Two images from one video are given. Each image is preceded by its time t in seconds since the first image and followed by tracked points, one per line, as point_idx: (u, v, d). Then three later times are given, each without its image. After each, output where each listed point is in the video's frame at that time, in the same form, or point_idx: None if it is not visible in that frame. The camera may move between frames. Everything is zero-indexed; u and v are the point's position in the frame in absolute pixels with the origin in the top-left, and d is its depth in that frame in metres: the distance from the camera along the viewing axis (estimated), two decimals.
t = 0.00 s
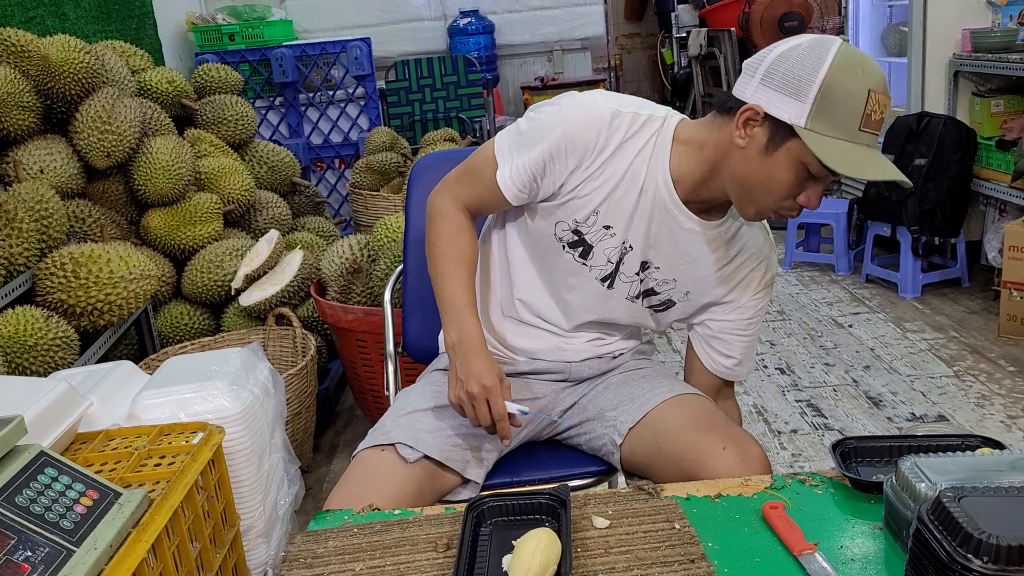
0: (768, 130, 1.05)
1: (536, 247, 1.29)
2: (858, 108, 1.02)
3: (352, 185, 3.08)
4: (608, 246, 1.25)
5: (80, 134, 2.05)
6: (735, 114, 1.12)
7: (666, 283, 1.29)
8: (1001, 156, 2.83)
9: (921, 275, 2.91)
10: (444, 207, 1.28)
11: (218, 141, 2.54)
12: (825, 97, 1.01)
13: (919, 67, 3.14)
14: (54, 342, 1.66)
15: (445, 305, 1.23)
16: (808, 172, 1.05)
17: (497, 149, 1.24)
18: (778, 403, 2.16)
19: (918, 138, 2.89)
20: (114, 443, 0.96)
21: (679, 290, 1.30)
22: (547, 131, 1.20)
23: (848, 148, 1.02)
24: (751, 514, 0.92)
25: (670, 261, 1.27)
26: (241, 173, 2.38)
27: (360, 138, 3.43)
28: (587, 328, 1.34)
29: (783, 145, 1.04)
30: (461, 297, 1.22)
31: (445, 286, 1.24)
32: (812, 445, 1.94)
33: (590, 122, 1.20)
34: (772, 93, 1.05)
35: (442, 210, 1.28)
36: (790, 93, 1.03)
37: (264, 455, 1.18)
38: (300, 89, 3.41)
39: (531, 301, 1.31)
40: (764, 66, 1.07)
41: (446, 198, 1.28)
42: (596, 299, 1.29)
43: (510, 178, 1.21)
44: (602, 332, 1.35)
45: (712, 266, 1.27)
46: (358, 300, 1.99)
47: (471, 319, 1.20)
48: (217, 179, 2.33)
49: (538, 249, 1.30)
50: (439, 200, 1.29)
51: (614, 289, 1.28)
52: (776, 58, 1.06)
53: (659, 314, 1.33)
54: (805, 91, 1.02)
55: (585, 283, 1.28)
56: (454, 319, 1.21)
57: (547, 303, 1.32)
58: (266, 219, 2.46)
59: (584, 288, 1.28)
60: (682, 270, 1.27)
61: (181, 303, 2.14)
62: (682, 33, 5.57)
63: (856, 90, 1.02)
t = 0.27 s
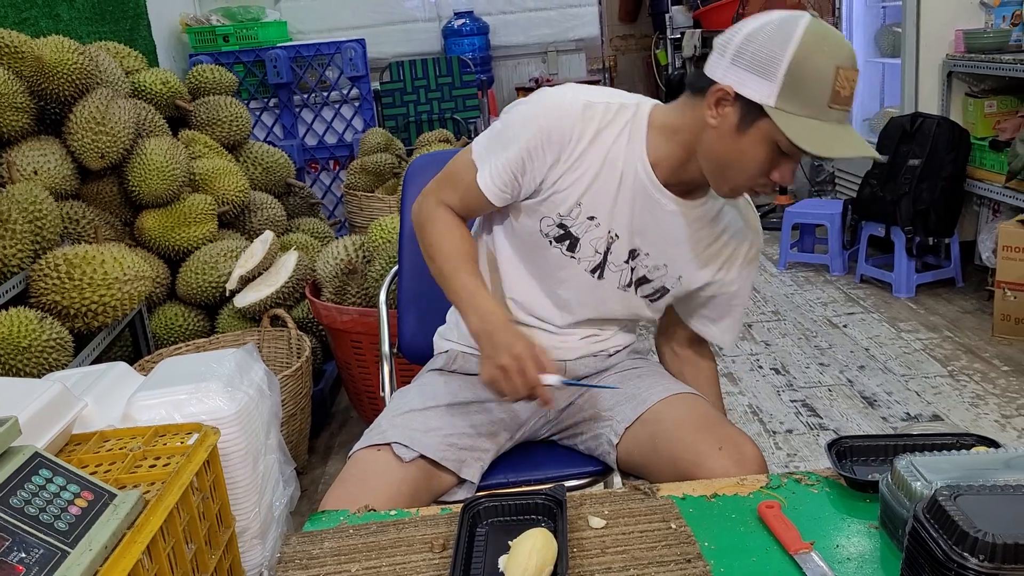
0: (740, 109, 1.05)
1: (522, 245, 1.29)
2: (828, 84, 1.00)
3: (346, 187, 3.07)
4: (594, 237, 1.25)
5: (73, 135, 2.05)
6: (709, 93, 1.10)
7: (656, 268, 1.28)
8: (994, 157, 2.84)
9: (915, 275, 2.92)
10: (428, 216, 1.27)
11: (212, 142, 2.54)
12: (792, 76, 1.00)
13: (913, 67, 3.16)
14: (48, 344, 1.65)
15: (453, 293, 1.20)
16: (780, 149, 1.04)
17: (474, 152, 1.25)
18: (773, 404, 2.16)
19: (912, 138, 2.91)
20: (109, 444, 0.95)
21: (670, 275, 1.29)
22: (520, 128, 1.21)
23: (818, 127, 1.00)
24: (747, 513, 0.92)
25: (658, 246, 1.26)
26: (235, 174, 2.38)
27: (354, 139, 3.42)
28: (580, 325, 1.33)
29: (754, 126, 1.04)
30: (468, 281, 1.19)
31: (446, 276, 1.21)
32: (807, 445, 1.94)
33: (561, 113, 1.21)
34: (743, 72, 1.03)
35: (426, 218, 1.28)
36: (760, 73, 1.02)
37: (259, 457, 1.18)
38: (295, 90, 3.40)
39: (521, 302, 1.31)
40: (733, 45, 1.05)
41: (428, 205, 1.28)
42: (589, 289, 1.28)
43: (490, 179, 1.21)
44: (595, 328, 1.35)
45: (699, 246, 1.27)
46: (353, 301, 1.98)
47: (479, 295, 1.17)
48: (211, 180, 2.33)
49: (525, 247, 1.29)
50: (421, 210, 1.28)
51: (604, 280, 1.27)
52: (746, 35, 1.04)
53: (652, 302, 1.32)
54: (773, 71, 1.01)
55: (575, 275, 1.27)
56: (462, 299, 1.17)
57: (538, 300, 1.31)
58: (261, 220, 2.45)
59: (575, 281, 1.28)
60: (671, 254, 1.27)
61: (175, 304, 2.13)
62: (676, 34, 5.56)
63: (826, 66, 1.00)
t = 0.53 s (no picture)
0: (660, 48, 1.05)
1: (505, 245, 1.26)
2: (734, 15, 1.03)
3: (342, 187, 3.07)
4: (576, 214, 1.23)
5: (69, 135, 2.04)
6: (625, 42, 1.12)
7: (637, 222, 1.27)
8: (990, 156, 2.85)
9: (911, 274, 2.92)
10: (436, 276, 1.21)
11: (207, 142, 2.53)
12: (702, 7, 1.02)
13: (909, 67, 3.16)
14: (43, 344, 1.65)
15: (524, 318, 1.19)
16: (705, 80, 1.05)
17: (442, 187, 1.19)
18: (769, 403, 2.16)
19: (908, 138, 2.92)
20: (105, 444, 0.95)
21: (651, 222, 1.28)
22: (477, 145, 1.17)
23: (734, 52, 1.02)
24: (745, 512, 0.92)
25: (635, 201, 1.25)
26: (230, 174, 2.37)
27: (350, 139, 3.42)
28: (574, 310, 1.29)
29: (676, 60, 1.04)
30: (527, 298, 1.19)
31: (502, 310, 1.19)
32: (803, 445, 1.94)
33: (506, 110, 1.19)
34: (654, 13, 1.05)
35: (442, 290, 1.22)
36: (669, 10, 1.03)
37: (255, 457, 1.17)
38: (290, 90, 3.40)
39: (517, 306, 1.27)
40: None
41: (432, 266, 1.21)
42: (584, 262, 1.26)
43: (476, 201, 1.16)
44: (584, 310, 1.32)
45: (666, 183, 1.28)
46: (349, 301, 1.99)
47: (559, 299, 1.18)
48: (207, 180, 2.32)
49: (513, 247, 1.26)
50: (430, 282, 1.22)
51: (595, 251, 1.25)
52: None
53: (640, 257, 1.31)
54: (682, 6, 1.03)
55: (564, 254, 1.25)
56: (541, 314, 1.18)
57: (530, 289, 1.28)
58: (257, 220, 2.45)
59: (568, 258, 1.25)
60: (646, 202, 1.26)
61: (171, 305, 2.12)
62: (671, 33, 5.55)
63: None
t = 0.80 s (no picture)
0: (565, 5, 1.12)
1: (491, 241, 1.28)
2: None
3: (340, 186, 3.06)
4: (547, 193, 1.26)
5: (66, 134, 2.04)
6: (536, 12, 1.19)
7: (606, 188, 1.30)
8: (986, 156, 2.86)
9: (907, 273, 2.93)
10: (461, 299, 1.21)
11: (205, 140, 2.52)
12: None
13: (905, 66, 3.16)
14: (41, 343, 1.65)
15: (561, 308, 1.20)
16: (616, 19, 1.11)
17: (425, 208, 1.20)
18: (766, 402, 2.17)
19: (905, 137, 2.91)
20: (103, 443, 0.95)
21: (618, 184, 1.31)
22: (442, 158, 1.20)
23: None
24: (743, 510, 0.92)
25: (598, 169, 1.29)
26: (228, 173, 2.37)
27: (348, 138, 3.43)
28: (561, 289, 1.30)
29: (582, 11, 1.11)
30: (555, 289, 1.19)
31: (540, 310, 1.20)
32: (800, 444, 1.94)
33: (459, 116, 1.21)
34: None
35: (475, 311, 1.22)
36: None
37: (253, 456, 1.17)
38: (287, 89, 3.40)
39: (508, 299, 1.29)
40: None
41: (456, 292, 1.21)
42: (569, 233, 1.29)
43: (463, 208, 1.19)
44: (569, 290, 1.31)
45: (621, 144, 1.32)
46: (347, 300, 1.97)
47: (587, 280, 1.19)
48: (204, 179, 2.31)
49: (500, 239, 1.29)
50: (461, 308, 1.22)
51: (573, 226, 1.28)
52: None
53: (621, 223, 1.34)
54: None
55: (543, 231, 1.28)
56: (573, 301, 1.19)
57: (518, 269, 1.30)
58: (254, 219, 2.45)
59: (549, 233, 1.28)
60: (607, 167, 1.30)
61: (168, 304, 2.12)
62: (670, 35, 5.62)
63: None
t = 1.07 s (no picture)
0: None
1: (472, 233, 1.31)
2: None
3: (338, 187, 3.06)
4: (522, 183, 1.29)
5: (63, 134, 2.03)
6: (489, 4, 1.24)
7: (581, 175, 1.32)
8: (983, 156, 2.87)
9: (905, 274, 2.93)
10: (440, 293, 1.22)
11: (203, 141, 2.52)
12: None
13: (903, 67, 3.16)
14: (38, 344, 1.64)
15: (538, 284, 1.20)
16: None
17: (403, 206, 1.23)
18: (764, 403, 2.17)
19: (903, 138, 2.92)
20: (101, 445, 0.95)
21: (594, 171, 1.34)
22: (416, 154, 1.23)
23: None
24: (741, 513, 0.92)
25: (571, 158, 1.32)
26: (226, 174, 2.36)
27: (345, 138, 3.43)
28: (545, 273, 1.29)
29: None
30: (525, 264, 1.19)
31: (518, 289, 1.20)
32: (798, 445, 1.94)
33: (429, 114, 1.25)
34: None
35: (454, 302, 1.22)
36: None
37: (251, 458, 1.16)
38: (285, 90, 3.39)
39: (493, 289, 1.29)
40: None
41: (433, 283, 1.22)
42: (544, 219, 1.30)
43: (439, 201, 1.21)
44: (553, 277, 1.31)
45: (593, 132, 1.34)
46: (344, 301, 1.97)
47: (556, 251, 1.19)
48: (202, 180, 2.31)
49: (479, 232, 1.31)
50: (440, 304, 1.23)
51: (551, 214, 1.31)
52: None
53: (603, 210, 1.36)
54: None
55: (522, 220, 1.30)
56: (544, 274, 1.19)
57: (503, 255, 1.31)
58: (252, 220, 2.44)
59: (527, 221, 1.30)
60: (580, 155, 1.33)
61: (166, 304, 2.12)
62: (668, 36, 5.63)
63: None
